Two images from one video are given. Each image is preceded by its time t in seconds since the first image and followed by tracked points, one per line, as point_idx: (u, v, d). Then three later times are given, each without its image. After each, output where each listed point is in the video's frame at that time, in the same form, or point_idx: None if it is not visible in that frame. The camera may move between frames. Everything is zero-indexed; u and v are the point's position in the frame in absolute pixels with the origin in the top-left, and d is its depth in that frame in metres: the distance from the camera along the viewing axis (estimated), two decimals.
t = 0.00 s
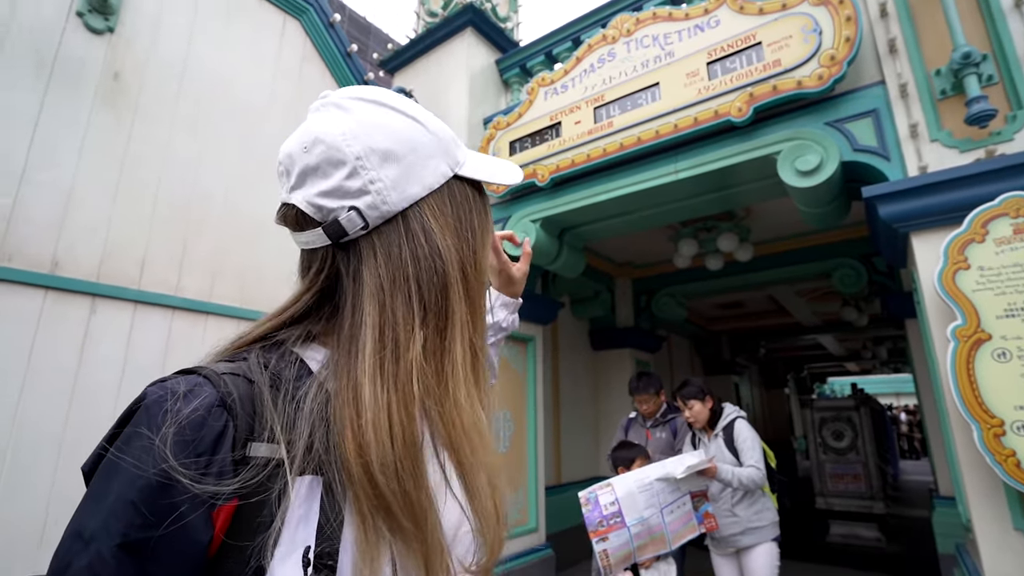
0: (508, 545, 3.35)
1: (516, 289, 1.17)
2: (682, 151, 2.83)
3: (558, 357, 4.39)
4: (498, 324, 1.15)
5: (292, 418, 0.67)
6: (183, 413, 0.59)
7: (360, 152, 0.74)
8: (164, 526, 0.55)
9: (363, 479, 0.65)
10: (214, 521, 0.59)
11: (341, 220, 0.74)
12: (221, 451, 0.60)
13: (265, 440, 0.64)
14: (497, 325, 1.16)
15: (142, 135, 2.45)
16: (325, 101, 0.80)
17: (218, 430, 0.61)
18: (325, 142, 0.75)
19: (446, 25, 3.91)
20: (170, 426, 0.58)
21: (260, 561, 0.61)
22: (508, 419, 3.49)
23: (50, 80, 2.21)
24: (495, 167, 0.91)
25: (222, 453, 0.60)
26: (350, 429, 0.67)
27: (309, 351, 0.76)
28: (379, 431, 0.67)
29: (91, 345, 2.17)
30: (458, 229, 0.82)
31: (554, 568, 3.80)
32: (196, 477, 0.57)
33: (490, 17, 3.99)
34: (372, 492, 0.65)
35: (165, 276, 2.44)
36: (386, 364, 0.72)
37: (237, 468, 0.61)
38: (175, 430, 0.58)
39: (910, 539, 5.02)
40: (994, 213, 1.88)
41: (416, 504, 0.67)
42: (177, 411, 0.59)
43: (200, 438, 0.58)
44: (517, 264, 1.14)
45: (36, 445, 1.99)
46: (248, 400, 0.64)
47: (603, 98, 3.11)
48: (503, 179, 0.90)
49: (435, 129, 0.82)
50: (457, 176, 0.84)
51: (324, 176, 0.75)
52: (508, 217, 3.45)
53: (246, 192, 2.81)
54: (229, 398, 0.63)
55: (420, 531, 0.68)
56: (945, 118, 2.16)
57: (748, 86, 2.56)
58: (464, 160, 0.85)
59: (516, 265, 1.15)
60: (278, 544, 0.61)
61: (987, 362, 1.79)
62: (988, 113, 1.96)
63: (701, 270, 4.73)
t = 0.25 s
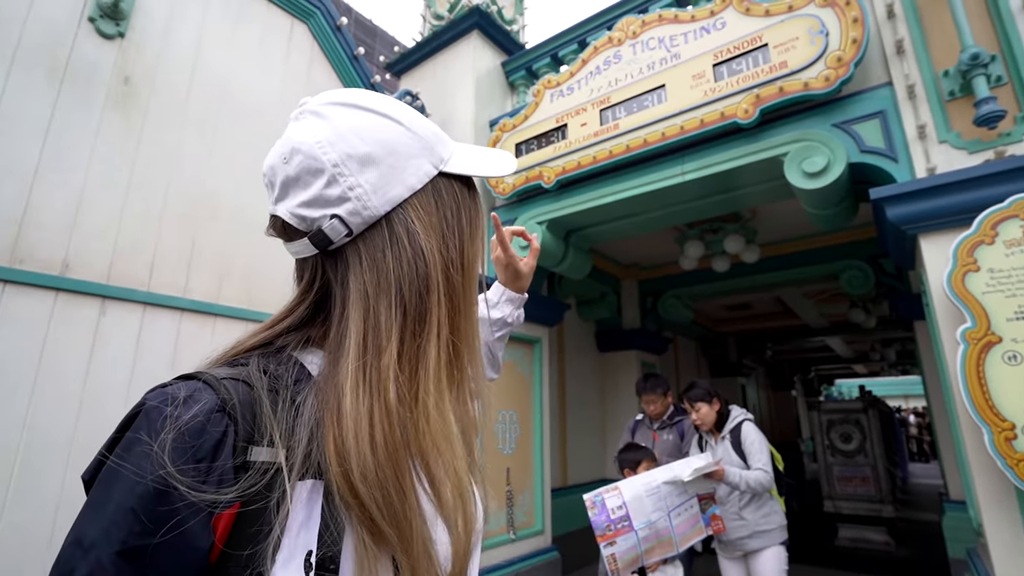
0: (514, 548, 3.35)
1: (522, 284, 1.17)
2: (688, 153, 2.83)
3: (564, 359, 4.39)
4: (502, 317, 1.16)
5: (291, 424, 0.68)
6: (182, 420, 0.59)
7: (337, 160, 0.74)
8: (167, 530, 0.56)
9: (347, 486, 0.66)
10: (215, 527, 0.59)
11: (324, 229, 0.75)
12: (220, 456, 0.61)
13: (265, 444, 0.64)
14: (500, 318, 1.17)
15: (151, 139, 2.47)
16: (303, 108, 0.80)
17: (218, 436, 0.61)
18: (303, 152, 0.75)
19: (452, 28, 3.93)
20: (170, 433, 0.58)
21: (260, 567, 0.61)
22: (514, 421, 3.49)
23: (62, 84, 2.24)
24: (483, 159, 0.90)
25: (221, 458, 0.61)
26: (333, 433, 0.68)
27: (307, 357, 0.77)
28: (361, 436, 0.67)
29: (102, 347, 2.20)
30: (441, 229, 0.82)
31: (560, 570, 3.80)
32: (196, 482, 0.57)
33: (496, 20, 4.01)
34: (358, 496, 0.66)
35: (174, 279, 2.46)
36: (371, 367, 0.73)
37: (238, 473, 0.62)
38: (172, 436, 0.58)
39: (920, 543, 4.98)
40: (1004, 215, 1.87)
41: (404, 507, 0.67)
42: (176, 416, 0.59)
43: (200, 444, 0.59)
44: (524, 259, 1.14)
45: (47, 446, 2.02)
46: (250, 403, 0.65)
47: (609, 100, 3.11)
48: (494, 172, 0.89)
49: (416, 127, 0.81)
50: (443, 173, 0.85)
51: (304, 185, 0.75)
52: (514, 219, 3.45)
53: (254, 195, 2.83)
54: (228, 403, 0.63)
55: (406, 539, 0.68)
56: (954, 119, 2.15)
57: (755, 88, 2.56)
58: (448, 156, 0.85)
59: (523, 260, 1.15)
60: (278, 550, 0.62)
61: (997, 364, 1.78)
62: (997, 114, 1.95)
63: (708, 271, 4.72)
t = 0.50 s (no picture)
0: (521, 549, 3.34)
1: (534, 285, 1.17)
2: (694, 153, 2.82)
3: (570, 359, 4.38)
4: (515, 316, 1.17)
5: (285, 425, 0.68)
6: (174, 420, 0.59)
7: (323, 157, 0.74)
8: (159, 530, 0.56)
9: (338, 485, 0.65)
10: (208, 527, 0.59)
11: (314, 228, 0.75)
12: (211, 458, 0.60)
13: (259, 444, 0.64)
14: (514, 318, 1.18)
15: (160, 142, 2.49)
16: (293, 110, 0.80)
17: (210, 437, 0.61)
18: (290, 152, 0.75)
19: (458, 29, 3.94)
20: (162, 432, 0.58)
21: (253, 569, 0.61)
22: (520, 422, 3.49)
23: (73, 88, 2.26)
24: (481, 153, 0.89)
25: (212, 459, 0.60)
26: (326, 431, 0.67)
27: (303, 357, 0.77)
28: (351, 436, 0.66)
29: (112, 348, 2.21)
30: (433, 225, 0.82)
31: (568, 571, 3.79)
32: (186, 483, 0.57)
33: (501, 21, 4.01)
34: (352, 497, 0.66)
35: (183, 280, 2.48)
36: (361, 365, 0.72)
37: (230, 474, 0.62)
38: (163, 437, 0.58)
39: (931, 545, 4.93)
40: (1015, 214, 1.85)
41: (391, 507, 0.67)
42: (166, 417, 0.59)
43: (191, 445, 0.59)
44: (538, 260, 1.15)
45: (58, 447, 2.03)
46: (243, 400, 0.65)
47: (615, 100, 3.11)
48: (493, 165, 0.88)
49: (406, 123, 0.81)
50: (434, 167, 0.84)
51: (294, 186, 0.76)
52: (520, 220, 3.46)
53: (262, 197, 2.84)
54: (221, 403, 0.63)
55: (399, 539, 0.67)
56: (964, 117, 2.13)
57: (761, 87, 2.55)
58: (440, 151, 0.85)
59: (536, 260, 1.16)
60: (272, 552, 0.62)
61: (1009, 365, 1.76)
62: (1009, 112, 1.92)
63: (714, 272, 4.70)
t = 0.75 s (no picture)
0: (525, 558, 3.32)
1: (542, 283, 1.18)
2: (699, 161, 2.82)
3: (574, 367, 4.37)
4: (523, 320, 1.19)
5: (267, 441, 0.66)
6: (152, 440, 0.59)
7: (286, 162, 0.74)
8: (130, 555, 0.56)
9: (313, 499, 0.64)
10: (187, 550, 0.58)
11: (280, 236, 0.75)
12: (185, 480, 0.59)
13: (240, 462, 0.63)
14: (522, 324, 1.19)
15: (168, 150, 2.51)
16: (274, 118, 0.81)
17: (189, 457, 0.60)
18: (260, 161, 0.76)
19: (463, 37, 3.96)
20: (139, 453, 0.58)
21: None
22: (525, 430, 3.47)
23: (83, 96, 2.28)
24: (471, 155, 0.87)
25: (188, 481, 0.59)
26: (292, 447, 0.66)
27: (287, 368, 0.76)
28: (326, 449, 0.65)
29: (118, 355, 2.22)
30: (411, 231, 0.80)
31: None
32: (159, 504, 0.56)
33: (507, 29, 4.04)
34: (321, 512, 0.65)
35: (189, 287, 2.49)
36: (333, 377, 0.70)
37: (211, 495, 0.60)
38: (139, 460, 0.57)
39: (941, 557, 4.87)
40: None
41: (356, 526, 0.66)
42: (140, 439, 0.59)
43: (168, 466, 0.58)
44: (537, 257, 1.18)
45: (63, 454, 2.04)
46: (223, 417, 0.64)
47: (620, 109, 3.12)
48: (478, 166, 0.86)
49: (378, 128, 0.79)
50: (409, 172, 0.81)
51: (265, 194, 0.76)
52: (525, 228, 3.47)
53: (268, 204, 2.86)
54: (200, 422, 0.62)
55: (376, 556, 0.66)
56: (971, 126, 2.13)
57: (767, 96, 2.55)
58: (416, 156, 0.81)
59: (537, 258, 1.19)
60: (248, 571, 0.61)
61: (1020, 375, 1.75)
62: (1016, 121, 1.92)
63: (719, 279, 4.69)
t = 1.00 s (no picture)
0: (525, 564, 3.30)
1: (561, 294, 1.18)
2: (699, 166, 2.83)
3: (574, 372, 4.36)
4: (543, 332, 1.17)
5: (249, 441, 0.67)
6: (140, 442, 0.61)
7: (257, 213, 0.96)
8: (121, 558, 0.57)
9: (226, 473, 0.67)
10: (176, 556, 0.58)
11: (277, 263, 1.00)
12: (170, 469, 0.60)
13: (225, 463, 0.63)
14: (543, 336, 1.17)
15: (169, 156, 2.51)
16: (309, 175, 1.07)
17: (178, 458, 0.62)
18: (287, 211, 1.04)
19: (463, 44, 3.98)
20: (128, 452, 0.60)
21: None
22: (525, 435, 3.47)
23: (85, 103, 2.28)
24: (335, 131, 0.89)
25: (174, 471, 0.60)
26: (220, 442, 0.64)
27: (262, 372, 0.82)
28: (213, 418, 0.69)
29: (118, 361, 2.21)
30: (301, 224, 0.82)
31: None
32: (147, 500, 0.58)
33: (506, 36, 4.06)
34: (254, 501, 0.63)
35: (189, 293, 2.49)
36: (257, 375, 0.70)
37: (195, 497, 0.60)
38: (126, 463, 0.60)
39: (943, 563, 4.85)
40: None
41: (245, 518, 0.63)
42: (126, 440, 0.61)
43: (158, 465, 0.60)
44: (556, 269, 1.20)
45: (63, 460, 2.03)
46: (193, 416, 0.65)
47: (620, 114, 3.13)
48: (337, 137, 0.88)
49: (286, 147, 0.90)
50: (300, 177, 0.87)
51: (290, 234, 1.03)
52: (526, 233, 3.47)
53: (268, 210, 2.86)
54: (188, 425, 0.64)
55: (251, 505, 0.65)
56: (970, 131, 2.13)
57: (766, 102, 2.56)
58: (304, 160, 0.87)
59: (556, 269, 1.21)
60: None
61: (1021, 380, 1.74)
62: (1015, 126, 1.92)
63: (719, 284, 4.70)
